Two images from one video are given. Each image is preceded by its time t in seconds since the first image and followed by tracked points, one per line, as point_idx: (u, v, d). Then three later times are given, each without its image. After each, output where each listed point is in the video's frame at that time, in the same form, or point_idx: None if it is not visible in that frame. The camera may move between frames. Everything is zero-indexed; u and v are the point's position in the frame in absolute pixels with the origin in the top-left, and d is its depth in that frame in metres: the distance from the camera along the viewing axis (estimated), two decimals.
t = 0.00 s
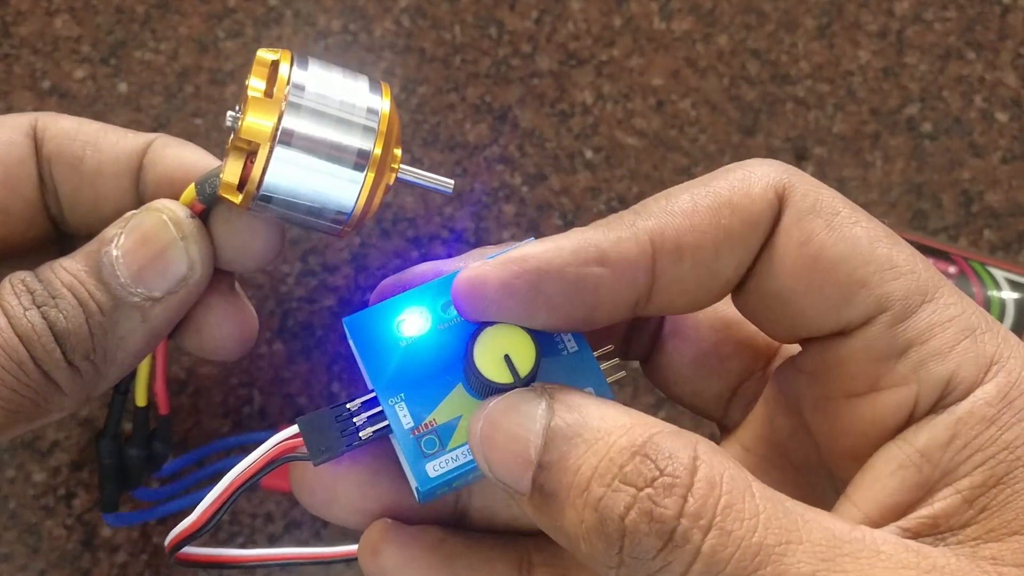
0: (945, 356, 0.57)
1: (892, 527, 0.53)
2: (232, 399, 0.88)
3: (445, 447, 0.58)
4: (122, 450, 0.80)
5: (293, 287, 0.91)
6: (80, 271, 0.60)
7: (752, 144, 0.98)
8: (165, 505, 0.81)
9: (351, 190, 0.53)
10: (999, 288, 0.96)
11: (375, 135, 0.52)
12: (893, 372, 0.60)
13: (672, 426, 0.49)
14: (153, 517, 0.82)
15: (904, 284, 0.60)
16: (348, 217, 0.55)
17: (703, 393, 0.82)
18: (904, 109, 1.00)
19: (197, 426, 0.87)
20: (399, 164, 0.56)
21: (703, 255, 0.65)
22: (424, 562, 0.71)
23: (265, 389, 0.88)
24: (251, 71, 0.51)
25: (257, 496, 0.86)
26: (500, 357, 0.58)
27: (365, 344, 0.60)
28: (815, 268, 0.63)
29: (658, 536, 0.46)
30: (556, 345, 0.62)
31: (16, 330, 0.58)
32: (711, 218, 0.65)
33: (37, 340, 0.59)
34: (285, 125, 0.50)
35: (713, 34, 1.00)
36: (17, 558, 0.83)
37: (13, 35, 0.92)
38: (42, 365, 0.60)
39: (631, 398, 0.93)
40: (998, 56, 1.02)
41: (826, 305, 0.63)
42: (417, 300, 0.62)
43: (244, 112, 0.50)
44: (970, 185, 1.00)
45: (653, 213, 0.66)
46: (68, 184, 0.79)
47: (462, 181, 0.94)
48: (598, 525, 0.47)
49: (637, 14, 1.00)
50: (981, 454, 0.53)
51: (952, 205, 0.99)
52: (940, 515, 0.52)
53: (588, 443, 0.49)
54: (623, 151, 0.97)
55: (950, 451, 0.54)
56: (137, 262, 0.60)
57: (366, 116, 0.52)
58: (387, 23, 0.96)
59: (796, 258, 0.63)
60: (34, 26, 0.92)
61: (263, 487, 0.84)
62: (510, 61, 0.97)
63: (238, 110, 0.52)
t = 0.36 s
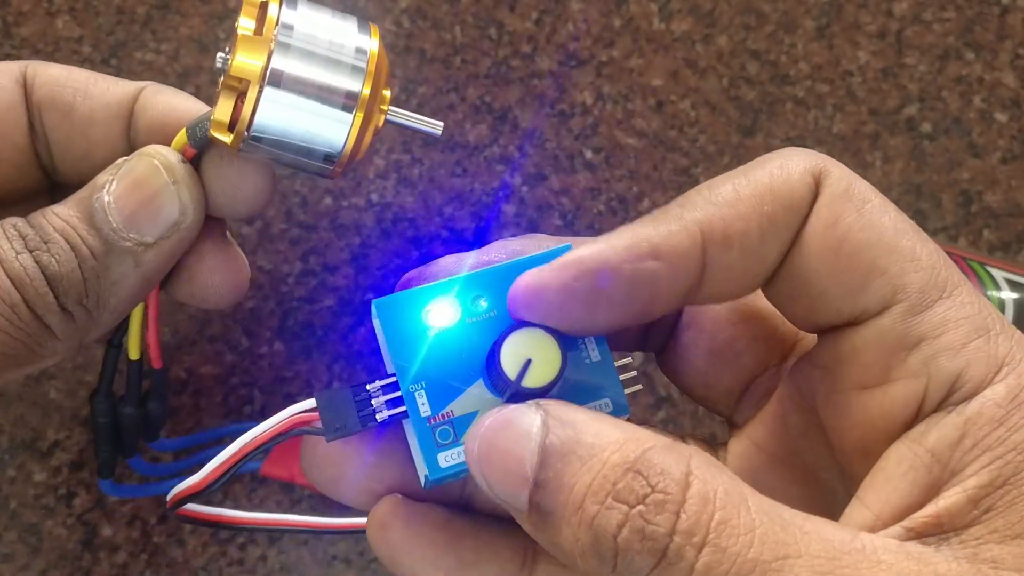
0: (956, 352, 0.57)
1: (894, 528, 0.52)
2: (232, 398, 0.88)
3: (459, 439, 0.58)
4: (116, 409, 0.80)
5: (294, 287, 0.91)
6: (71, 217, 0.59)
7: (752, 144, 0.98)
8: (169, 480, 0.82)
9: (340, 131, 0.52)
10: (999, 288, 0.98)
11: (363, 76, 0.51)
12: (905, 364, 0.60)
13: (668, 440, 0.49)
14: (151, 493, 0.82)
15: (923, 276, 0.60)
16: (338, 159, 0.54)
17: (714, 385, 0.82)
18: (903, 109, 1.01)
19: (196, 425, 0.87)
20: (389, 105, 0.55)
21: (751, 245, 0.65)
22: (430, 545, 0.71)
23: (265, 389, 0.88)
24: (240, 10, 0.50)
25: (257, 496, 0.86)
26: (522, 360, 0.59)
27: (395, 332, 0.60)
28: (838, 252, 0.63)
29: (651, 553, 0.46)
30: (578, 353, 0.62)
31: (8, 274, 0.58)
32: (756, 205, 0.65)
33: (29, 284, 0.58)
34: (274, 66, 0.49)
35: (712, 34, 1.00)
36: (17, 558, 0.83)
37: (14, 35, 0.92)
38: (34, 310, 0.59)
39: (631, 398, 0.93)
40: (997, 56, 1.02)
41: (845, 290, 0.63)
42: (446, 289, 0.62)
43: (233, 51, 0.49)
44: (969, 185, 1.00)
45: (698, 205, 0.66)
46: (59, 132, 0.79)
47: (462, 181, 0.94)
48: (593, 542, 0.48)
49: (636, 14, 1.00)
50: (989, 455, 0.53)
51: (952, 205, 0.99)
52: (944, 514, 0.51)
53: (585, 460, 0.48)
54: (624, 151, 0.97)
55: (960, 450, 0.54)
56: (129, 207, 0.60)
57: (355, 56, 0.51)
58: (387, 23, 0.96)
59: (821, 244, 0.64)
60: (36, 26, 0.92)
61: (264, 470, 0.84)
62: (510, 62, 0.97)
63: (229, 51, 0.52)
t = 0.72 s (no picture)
0: (945, 363, 0.57)
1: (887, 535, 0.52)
2: (232, 398, 0.88)
3: (458, 435, 0.58)
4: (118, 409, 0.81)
5: (293, 287, 0.91)
6: (79, 217, 0.59)
7: (751, 144, 0.98)
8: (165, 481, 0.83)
9: (346, 130, 0.52)
10: (998, 288, 0.94)
11: (369, 76, 0.51)
12: (893, 376, 0.60)
13: (677, 438, 0.49)
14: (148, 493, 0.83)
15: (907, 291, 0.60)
16: (343, 158, 0.54)
17: (710, 390, 0.82)
18: (903, 109, 1.01)
19: (196, 425, 0.87)
20: (393, 106, 0.55)
21: (706, 223, 0.69)
22: (424, 538, 0.71)
23: (264, 390, 0.88)
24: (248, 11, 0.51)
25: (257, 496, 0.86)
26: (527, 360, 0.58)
27: (403, 321, 0.60)
28: (822, 265, 0.64)
29: (653, 541, 0.46)
30: (582, 360, 0.62)
31: (17, 273, 0.58)
32: (720, 193, 0.68)
33: (38, 283, 0.58)
34: (281, 66, 0.49)
35: (712, 35, 1.00)
36: (16, 558, 0.83)
37: (14, 35, 0.92)
38: (43, 308, 0.60)
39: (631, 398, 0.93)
40: (998, 56, 1.02)
41: (829, 303, 0.63)
42: (457, 287, 0.63)
43: (240, 51, 0.49)
44: (970, 185, 1.00)
45: (666, 173, 0.70)
46: (65, 132, 0.79)
47: (462, 181, 0.94)
48: (597, 530, 0.47)
49: (636, 14, 1.00)
50: (980, 463, 0.52)
51: (952, 205, 0.99)
52: (936, 522, 0.51)
53: (592, 453, 0.48)
54: (624, 151, 0.97)
55: (951, 459, 0.54)
56: (136, 207, 0.59)
57: (361, 58, 0.51)
58: (387, 23, 0.96)
59: (806, 258, 0.64)
60: (35, 26, 0.92)
61: (267, 468, 0.85)
62: (510, 62, 0.97)
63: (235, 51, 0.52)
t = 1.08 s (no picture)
0: (957, 372, 0.57)
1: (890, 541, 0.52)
2: (232, 398, 0.88)
3: (457, 438, 0.58)
4: (128, 419, 0.81)
5: (293, 287, 0.90)
6: (97, 230, 0.60)
7: (752, 144, 0.98)
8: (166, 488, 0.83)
9: (366, 148, 0.54)
10: (999, 288, 0.95)
11: (390, 95, 0.52)
12: (907, 385, 0.60)
13: (675, 442, 0.49)
14: (151, 500, 0.83)
15: (925, 298, 0.60)
16: (363, 176, 0.55)
17: (717, 391, 0.82)
18: (904, 109, 1.00)
19: (196, 426, 0.86)
20: (412, 125, 0.56)
21: (750, 270, 0.65)
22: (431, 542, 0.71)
23: (264, 390, 0.88)
24: (269, 28, 0.51)
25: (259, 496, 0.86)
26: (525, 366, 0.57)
27: (410, 318, 0.60)
28: (840, 274, 0.62)
29: (655, 545, 0.45)
30: (587, 370, 0.62)
31: (35, 285, 0.58)
32: (753, 231, 0.65)
33: (56, 296, 0.59)
34: (303, 84, 0.50)
35: (713, 34, 1.00)
36: (16, 559, 0.83)
37: (13, 35, 0.92)
38: (61, 322, 0.60)
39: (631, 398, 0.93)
40: (998, 56, 1.02)
41: (849, 312, 0.62)
42: (465, 289, 0.62)
43: (263, 69, 0.50)
44: (970, 185, 0.99)
45: (698, 230, 0.66)
46: (85, 144, 0.79)
47: (462, 181, 0.94)
48: (597, 534, 0.47)
49: (637, 14, 1.00)
50: (986, 471, 0.53)
51: (953, 205, 0.99)
52: (939, 528, 0.51)
53: (590, 454, 0.49)
54: (624, 151, 0.97)
55: (957, 467, 0.54)
56: (155, 221, 0.60)
57: (382, 77, 0.52)
58: (387, 23, 0.96)
59: (823, 267, 0.63)
60: (34, 26, 0.92)
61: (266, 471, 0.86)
62: (510, 61, 0.97)
63: (256, 68, 0.52)
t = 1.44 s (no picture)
0: (944, 380, 0.57)
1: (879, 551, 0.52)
2: (232, 399, 0.88)
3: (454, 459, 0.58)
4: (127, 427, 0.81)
5: (293, 287, 0.90)
6: (97, 240, 0.60)
7: (752, 143, 0.98)
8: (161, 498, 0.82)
9: (364, 157, 0.55)
10: (999, 288, 0.94)
11: (387, 105, 0.54)
12: (894, 390, 0.60)
13: (654, 467, 0.49)
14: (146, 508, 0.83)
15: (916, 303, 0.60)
16: (361, 184, 0.57)
17: (709, 407, 0.82)
18: (904, 108, 1.00)
19: (196, 426, 0.87)
20: (410, 134, 0.58)
21: (750, 267, 0.66)
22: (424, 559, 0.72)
23: (264, 390, 0.88)
24: (268, 39, 0.53)
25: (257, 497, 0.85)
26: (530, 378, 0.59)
27: (406, 341, 0.60)
28: (830, 276, 0.63)
29: None
30: (584, 391, 0.63)
31: (35, 296, 0.58)
32: (754, 233, 0.66)
33: (56, 306, 0.59)
34: (301, 94, 0.52)
35: (713, 34, 1.00)
36: (16, 559, 0.83)
37: (12, 34, 0.91)
38: (61, 331, 0.60)
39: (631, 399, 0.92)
40: (999, 56, 1.02)
41: (837, 314, 0.63)
42: (462, 308, 0.62)
43: (261, 80, 0.52)
44: (971, 185, 0.99)
45: (698, 229, 0.68)
46: (85, 154, 0.79)
47: (462, 180, 0.94)
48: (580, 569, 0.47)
49: (637, 13, 1.00)
50: (971, 481, 0.53)
51: (953, 205, 0.99)
52: (925, 538, 0.51)
53: (569, 487, 0.48)
54: (624, 151, 0.96)
55: (944, 478, 0.54)
56: (154, 231, 0.60)
57: (379, 86, 0.54)
58: (387, 23, 0.96)
59: (817, 267, 0.64)
60: (33, 25, 0.92)
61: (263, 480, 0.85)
62: (510, 61, 0.97)
63: (255, 79, 0.54)
